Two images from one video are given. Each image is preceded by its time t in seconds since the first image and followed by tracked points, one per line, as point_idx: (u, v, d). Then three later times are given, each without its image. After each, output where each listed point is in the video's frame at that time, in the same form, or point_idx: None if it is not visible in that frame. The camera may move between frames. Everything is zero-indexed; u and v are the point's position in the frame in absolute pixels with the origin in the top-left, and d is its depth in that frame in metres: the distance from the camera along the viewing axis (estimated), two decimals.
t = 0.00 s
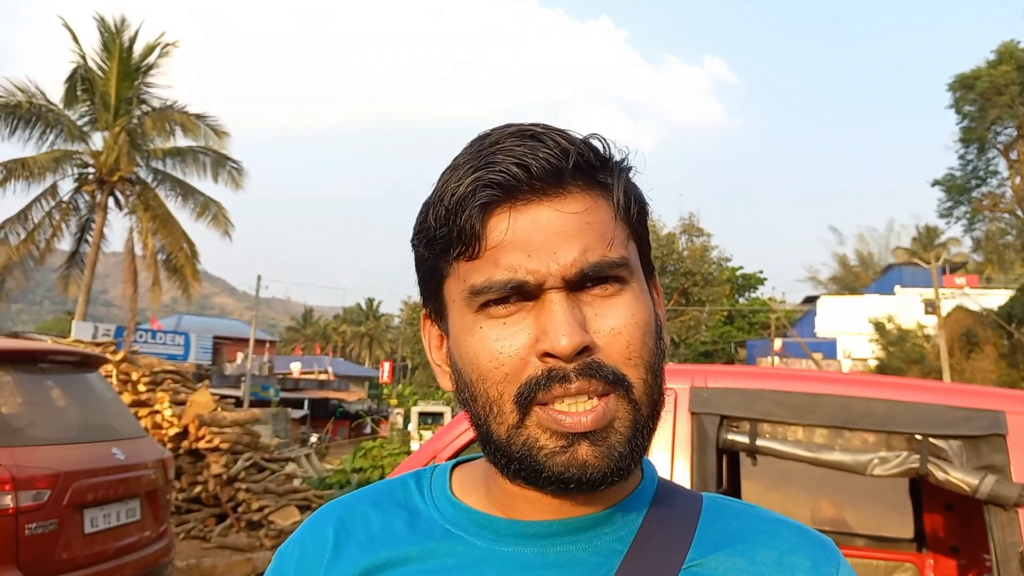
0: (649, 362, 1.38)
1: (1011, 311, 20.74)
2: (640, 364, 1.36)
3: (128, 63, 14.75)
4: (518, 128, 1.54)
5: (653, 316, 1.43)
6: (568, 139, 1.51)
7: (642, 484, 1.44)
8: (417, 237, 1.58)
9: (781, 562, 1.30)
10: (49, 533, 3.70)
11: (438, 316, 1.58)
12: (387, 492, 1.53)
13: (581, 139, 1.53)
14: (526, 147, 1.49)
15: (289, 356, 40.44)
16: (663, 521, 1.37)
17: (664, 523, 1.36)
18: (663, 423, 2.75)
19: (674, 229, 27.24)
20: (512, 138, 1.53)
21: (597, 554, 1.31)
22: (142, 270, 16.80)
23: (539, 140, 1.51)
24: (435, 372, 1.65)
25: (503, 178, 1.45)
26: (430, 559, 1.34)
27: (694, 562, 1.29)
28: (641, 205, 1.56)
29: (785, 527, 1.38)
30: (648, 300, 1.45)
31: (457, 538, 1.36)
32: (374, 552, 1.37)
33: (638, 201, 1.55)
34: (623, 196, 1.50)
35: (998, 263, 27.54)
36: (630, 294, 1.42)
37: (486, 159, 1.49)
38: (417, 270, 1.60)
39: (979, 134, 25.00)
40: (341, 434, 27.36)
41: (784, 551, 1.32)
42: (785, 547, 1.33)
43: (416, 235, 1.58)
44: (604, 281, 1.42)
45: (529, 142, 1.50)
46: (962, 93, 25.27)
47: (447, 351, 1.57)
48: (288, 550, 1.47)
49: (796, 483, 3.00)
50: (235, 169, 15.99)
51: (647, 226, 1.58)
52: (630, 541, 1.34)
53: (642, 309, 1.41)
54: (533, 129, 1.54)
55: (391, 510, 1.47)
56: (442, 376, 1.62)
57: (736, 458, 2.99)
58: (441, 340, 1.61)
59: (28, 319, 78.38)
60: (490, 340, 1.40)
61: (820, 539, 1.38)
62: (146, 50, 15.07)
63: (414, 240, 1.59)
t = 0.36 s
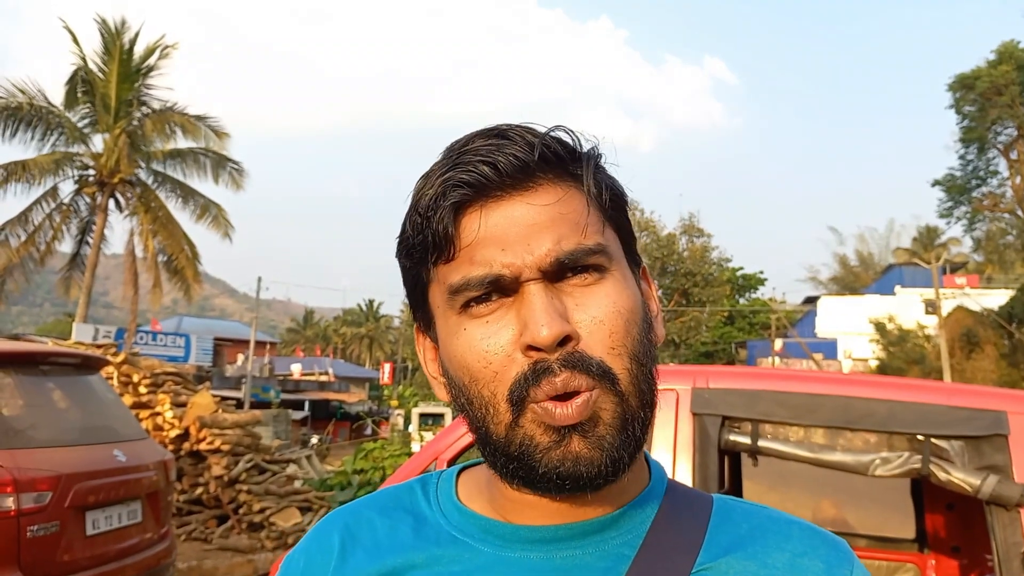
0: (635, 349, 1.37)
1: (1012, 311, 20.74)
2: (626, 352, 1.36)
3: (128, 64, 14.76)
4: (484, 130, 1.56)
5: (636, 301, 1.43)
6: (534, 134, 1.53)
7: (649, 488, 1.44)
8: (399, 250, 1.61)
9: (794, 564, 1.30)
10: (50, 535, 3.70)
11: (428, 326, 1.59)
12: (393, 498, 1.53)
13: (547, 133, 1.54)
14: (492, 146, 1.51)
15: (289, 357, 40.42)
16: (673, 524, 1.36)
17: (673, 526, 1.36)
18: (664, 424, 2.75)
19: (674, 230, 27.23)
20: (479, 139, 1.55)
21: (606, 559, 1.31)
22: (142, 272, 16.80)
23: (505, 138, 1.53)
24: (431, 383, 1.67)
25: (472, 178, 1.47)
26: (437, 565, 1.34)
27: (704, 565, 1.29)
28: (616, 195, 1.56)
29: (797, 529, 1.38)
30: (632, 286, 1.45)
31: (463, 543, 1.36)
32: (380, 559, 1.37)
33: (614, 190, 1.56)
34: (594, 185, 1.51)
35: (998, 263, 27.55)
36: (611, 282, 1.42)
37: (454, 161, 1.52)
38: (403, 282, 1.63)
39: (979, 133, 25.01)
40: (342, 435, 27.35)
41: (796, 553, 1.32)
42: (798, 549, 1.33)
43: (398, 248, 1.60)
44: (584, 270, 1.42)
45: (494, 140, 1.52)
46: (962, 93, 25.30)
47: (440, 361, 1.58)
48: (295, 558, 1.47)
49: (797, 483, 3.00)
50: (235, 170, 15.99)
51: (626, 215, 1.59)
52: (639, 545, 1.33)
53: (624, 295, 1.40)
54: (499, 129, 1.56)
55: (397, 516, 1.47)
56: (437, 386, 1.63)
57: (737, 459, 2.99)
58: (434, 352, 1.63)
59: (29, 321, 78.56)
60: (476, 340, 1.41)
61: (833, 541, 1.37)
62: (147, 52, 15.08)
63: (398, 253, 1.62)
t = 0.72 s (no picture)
0: (624, 336, 1.36)
1: (1013, 311, 20.69)
2: (614, 342, 1.35)
3: (128, 67, 14.77)
4: (448, 144, 1.58)
5: (621, 289, 1.43)
6: (495, 140, 1.55)
7: (658, 491, 1.44)
8: (386, 276, 1.64)
9: (809, 569, 1.29)
10: (53, 537, 3.70)
11: (424, 345, 1.61)
12: (401, 502, 1.54)
13: (509, 136, 1.56)
14: (456, 155, 1.53)
15: (290, 359, 40.41)
16: (684, 528, 1.36)
17: (684, 529, 1.36)
18: (666, 425, 2.76)
19: (674, 230, 27.23)
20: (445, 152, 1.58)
21: (617, 565, 1.31)
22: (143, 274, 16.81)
23: (469, 145, 1.55)
24: (433, 398, 1.68)
25: (441, 190, 1.49)
26: (446, 570, 1.34)
27: (718, 570, 1.29)
28: (588, 186, 1.57)
29: (812, 533, 1.38)
30: (614, 275, 1.45)
31: (472, 549, 1.36)
32: (389, 566, 1.36)
33: (586, 183, 1.57)
34: (562, 178, 1.52)
35: (999, 263, 27.52)
36: (592, 275, 1.42)
37: (422, 177, 1.55)
38: (395, 303, 1.66)
39: (980, 133, 25.00)
40: (343, 437, 27.36)
41: (811, 558, 1.31)
42: (812, 554, 1.32)
43: (385, 274, 1.63)
44: (563, 265, 1.43)
45: (457, 150, 1.55)
46: (963, 94, 25.29)
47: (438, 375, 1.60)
48: (303, 563, 1.47)
49: (799, 484, 3.00)
50: (236, 172, 15.99)
51: (602, 206, 1.59)
52: (650, 550, 1.33)
53: (606, 286, 1.40)
54: (463, 139, 1.58)
55: (407, 521, 1.47)
56: (438, 401, 1.64)
57: (739, 460, 2.98)
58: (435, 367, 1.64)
59: (30, 324, 78.75)
60: (464, 348, 1.43)
61: (846, 545, 1.37)
62: (147, 54, 15.09)
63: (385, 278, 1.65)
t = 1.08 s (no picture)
0: (668, 349, 1.39)
1: (1014, 312, 20.64)
2: (659, 351, 1.37)
3: (130, 68, 14.76)
4: (521, 123, 1.57)
5: (666, 302, 1.45)
6: (573, 130, 1.55)
7: (664, 495, 1.44)
8: (423, 238, 1.59)
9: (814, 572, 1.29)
10: (54, 539, 3.70)
11: (446, 320, 1.58)
12: (402, 508, 1.54)
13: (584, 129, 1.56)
14: (532, 137, 1.52)
15: (290, 360, 40.45)
16: (689, 533, 1.36)
17: (688, 534, 1.36)
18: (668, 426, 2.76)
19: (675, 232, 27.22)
20: (517, 130, 1.56)
21: (623, 569, 1.31)
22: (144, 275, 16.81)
23: (539, 130, 1.55)
24: (442, 380, 1.65)
25: (512, 166, 1.48)
26: None
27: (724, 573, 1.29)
28: (644, 196, 1.59)
29: (817, 535, 1.38)
30: (661, 287, 1.46)
31: (475, 554, 1.36)
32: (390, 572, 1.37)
33: (643, 192, 1.59)
34: (627, 184, 1.53)
35: (1000, 264, 27.49)
36: (643, 282, 1.44)
37: (493, 149, 1.52)
38: (421, 272, 1.61)
39: (981, 134, 24.99)
40: (343, 439, 27.37)
41: (817, 560, 1.32)
42: (817, 557, 1.33)
43: (423, 236, 1.59)
44: (620, 267, 1.44)
45: (533, 132, 1.54)
46: (963, 95, 25.30)
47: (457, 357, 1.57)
48: (303, 567, 1.48)
49: (800, 485, 3.00)
50: (237, 173, 16.00)
51: (648, 217, 1.61)
52: (656, 554, 1.33)
53: (656, 294, 1.42)
54: (536, 122, 1.57)
55: (407, 526, 1.47)
56: (452, 384, 1.61)
57: (742, 461, 2.98)
58: (451, 347, 1.61)
59: (31, 325, 78.92)
60: (506, 331, 1.40)
61: (852, 547, 1.37)
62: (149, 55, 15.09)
63: (418, 241, 1.60)
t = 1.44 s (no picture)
0: (667, 362, 1.37)
1: (1014, 313, 20.64)
2: (655, 363, 1.36)
3: (131, 70, 14.76)
4: (540, 122, 1.57)
5: (671, 314, 1.43)
6: (590, 133, 1.54)
7: (672, 499, 1.44)
8: (436, 232, 1.61)
9: None
10: (54, 541, 3.70)
11: (456, 315, 1.60)
12: (407, 509, 1.53)
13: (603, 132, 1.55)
14: (547, 138, 1.52)
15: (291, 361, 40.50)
16: (697, 538, 1.36)
17: (696, 539, 1.36)
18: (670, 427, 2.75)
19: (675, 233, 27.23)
20: (535, 129, 1.56)
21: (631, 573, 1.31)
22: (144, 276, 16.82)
23: (556, 131, 1.54)
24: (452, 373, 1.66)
25: (520, 167, 1.48)
26: None
27: None
28: (664, 202, 1.57)
29: (824, 540, 1.39)
30: (669, 296, 1.45)
31: (483, 558, 1.36)
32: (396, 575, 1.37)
33: (663, 199, 1.56)
34: (643, 191, 1.51)
35: (1000, 265, 27.51)
36: (648, 291, 1.42)
37: (506, 148, 1.53)
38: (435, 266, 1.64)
39: (981, 135, 25.02)
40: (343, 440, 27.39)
41: (824, 566, 1.32)
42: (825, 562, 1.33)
43: (435, 232, 1.61)
44: (622, 277, 1.43)
45: (549, 134, 1.54)
46: (963, 96, 25.31)
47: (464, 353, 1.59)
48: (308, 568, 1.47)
49: (801, 487, 3.00)
50: (237, 174, 16.00)
51: (671, 224, 1.59)
52: (663, 557, 1.34)
53: (659, 306, 1.41)
54: (555, 122, 1.56)
55: (412, 527, 1.47)
56: (458, 377, 1.62)
57: (741, 462, 2.98)
58: (459, 342, 1.62)
59: (31, 326, 79.05)
60: (502, 333, 1.42)
61: (859, 553, 1.38)
62: (150, 57, 15.09)
63: (433, 238, 1.63)
